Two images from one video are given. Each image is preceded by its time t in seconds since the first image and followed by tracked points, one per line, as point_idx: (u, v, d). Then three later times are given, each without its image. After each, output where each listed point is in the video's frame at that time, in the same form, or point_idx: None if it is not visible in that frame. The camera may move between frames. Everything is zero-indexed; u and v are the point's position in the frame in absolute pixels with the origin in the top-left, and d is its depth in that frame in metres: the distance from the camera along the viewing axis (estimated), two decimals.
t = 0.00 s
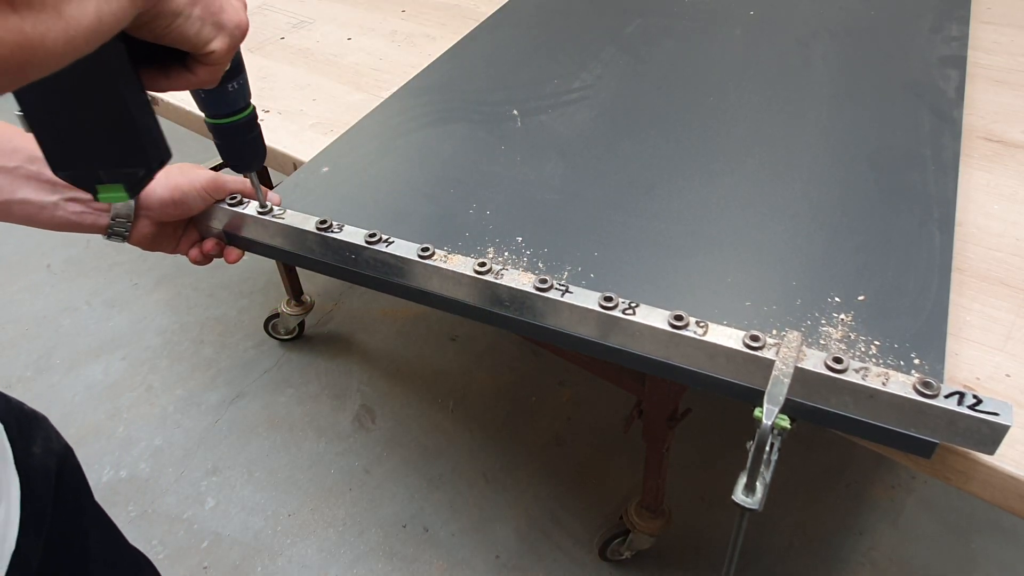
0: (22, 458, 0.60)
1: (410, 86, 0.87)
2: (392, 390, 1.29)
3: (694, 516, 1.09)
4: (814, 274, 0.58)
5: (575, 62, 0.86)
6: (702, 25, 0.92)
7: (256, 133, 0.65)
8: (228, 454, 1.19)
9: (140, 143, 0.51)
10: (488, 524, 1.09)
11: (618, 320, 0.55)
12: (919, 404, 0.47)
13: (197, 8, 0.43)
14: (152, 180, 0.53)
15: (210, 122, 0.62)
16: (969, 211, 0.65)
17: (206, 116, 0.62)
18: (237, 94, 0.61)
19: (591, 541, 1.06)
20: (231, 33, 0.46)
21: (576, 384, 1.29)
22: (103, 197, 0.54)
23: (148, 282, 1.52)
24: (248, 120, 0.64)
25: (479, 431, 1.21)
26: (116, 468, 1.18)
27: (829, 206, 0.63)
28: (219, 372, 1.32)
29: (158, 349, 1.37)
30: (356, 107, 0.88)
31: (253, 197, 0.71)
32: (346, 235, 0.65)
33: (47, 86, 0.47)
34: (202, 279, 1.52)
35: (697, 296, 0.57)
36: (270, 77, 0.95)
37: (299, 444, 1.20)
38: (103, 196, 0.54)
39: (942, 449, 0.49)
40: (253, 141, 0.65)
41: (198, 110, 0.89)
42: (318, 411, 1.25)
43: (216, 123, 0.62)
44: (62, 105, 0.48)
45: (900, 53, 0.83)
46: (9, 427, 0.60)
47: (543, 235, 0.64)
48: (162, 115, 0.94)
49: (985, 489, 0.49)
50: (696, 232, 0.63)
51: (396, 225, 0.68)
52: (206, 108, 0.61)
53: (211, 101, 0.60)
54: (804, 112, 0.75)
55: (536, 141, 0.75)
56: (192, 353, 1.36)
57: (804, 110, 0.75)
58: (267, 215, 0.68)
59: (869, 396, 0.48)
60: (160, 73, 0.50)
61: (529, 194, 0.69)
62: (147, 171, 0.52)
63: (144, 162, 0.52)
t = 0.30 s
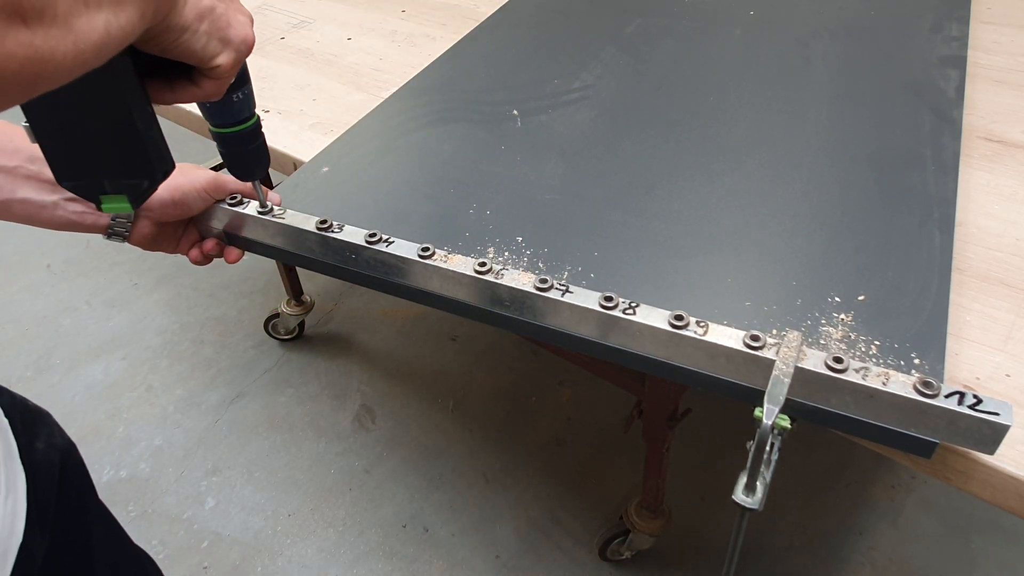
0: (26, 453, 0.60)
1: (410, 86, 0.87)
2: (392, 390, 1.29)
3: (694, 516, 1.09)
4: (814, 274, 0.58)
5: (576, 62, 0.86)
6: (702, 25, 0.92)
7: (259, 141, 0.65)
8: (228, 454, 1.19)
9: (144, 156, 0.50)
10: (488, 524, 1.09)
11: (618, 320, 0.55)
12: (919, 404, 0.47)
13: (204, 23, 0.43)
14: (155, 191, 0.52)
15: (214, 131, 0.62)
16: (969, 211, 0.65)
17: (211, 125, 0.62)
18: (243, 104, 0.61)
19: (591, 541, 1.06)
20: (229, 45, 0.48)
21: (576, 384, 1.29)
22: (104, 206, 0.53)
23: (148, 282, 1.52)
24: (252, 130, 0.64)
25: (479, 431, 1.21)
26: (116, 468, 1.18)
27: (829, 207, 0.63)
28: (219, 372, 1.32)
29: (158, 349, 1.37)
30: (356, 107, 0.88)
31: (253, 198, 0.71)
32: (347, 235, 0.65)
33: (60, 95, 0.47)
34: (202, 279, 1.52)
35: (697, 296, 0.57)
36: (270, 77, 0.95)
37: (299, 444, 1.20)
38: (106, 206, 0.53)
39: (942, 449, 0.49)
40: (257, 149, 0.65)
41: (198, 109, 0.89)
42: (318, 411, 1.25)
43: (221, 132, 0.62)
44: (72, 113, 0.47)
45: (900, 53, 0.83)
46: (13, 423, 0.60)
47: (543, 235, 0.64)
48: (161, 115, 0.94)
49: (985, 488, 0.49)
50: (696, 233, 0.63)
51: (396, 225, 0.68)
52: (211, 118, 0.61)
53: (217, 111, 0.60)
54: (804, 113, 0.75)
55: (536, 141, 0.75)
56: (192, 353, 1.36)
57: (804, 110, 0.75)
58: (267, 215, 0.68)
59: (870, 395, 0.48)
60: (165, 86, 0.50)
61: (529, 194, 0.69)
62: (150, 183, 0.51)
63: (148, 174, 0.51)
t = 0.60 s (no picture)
0: (22, 456, 0.60)
1: (410, 86, 0.87)
2: (392, 390, 1.29)
3: (694, 516, 1.09)
4: (814, 274, 0.58)
5: (575, 62, 0.86)
6: (703, 25, 0.92)
7: (269, 168, 0.63)
8: (228, 454, 1.19)
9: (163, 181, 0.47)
10: (488, 524, 1.09)
11: (618, 320, 0.55)
12: (921, 404, 0.47)
13: (217, 56, 0.42)
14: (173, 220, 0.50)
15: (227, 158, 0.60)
16: (969, 211, 0.65)
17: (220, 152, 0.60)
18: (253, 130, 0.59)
19: (591, 541, 1.06)
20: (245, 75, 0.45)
21: (576, 384, 1.29)
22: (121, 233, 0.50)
23: (148, 282, 1.52)
24: (261, 156, 0.62)
25: (479, 431, 1.21)
26: (116, 468, 1.18)
27: (830, 206, 0.64)
28: (219, 372, 1.32)
29: (158, 349, 1.37)
30: (356, 107, 0.88)
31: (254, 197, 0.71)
32: (347, 235, 0.65)
33: (85, 126, 0.42)
34: (202, 279, 1.52)
35: (698, 296, 0.57)
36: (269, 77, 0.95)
37: (299, 444, 1.20)
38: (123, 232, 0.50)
39: (943, 448, 0.49)
40: (267, 176, 0.63)
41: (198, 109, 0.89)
42: (318, 411, 1.25)
43: (232, 159, 0.60)
44: (96, 142, 0.43)
45: (900, 53, 0.83)
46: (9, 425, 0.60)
47: (543, 234, 0.64)
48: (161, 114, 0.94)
49: (985, 488, 0.49)
50: (697, 232, 0.63)
51: (397, 225, 0.68)
52: (222, 144, 0.59)
53: (227, 138, 0.58)
54: (804, 112, 0.75)
55: (536, 141, 0.75)
56: (192, 353, 1.36)
57: (804, 111, 0.75)
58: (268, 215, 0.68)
59: (871, 395, 0.48)
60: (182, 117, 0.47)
61: (529, 194, 0.69)
62: (168, 212, 0.49)
63: (165, 202, 0.48)
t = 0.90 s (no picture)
0: (19, 461, 0.59)
1: (410, 86, 0.87)
2: (392, 390, 1.29)
3: (694, 516, 1.09)
4: (814, 274, 0.58)
5: (575, 62, 0.86)
6: (703, 25, 0.92)
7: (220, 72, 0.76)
8: (228, 454, 1.19)
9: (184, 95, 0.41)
10: (488, 524, 1.09)
11: (619, 320, 0.55)
12: (922, 404, 0.47)
13: None
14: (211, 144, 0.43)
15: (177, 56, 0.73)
16: (970, 211, 0.65)
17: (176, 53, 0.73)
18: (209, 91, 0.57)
19: (591, 541, 1.06)
20: None
21: (576, 384, 1.29)
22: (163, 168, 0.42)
23: (147, 282, 1.52)
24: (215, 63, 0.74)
25: (479, 431, 1.21)
26: (116, 469, 1.18)
27: (830, 207, 0.64)
28: (219, 372, 1.32)
29: (158, 349, 1.37)
30: (356, 107, 0.88)
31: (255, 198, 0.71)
32: (348, 235, 0.64)
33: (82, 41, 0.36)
34: (202, 279, 1.52)
35: (699, 296, 0.57)
36: (269, 77, 0.95)
37: (299, 444, 1.20)
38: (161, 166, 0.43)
39: (943, 449, 0.49)
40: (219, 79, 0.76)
41: (198, 109, 0.89)
42: (318, 411, 1.25)
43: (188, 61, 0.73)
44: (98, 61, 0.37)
45: (900, 53, 0.83)
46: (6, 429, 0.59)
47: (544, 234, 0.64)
48: (162, 114, 0.94)
49: (985, 488, 0.49)
50: (698, 233, 0.63)
51: (397, 225, 0.68)
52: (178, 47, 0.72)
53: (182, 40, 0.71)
54: (805, 113, 0.75)
55: (537, 141, 0.75)
56: (192, 353, 1.36)
57: (805, 111, 0.75)
58: (268, 215, 0.68)
59: (872, 396, 0.48)
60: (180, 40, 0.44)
61: (530, 194, 0.69)
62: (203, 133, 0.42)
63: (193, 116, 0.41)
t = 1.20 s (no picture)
0: None
1: (410, 86, 0.87)
2: (392, 390, 1.29)
3: (694, 516, 1.09)
4: (813, 274, 0.58)
5: (575, 62, 0.86)
6: (703, 26, 0.92)
7: None
8: (228, 454, 1.19)
9: None
10: (488, 524, 1.09)
11: (618, 320, 0.55)
12: (922, 404, 0.47)
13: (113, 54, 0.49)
14: None
15: None
16: (970, 211, 0.65)
17: None
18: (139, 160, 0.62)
19: (591, 541, 1.06)
20: (134, 136, 0.53)
21: (576, 384, 1.29)
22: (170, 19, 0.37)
23: (147, 282, 1.52)
24: None
25: (479, 431, 1.21)
26: (116, 469, 1.18)
27: (830, 206, 0.64)
28: (219, 372, 1.32)
29: (158, 350, 1.37)
30: (356, 107, 0.88)
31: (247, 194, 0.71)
32: (348, 235, 0.64)
33: None
34: (202, 279, 1.52)
35: (698, 296, 0.57)
36: (269, 77, 0.95)
37: (299, 444, 1.20)
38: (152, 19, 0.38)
39: (943, 449, 0.49)
40: None
41: (198, 109, 0.89)
42: (318, 411, 1.25)
43: None
44: None
45: (900, 53, 0.83)
46: None
47: (543, 234, 0.64)
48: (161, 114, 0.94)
49: (985, 488, 0.49)
50: (698, 233, 0.63)
51: (397, 225, 0.68)
52: None
53: None
54: (804, 113, 0.75)
55: (537, 141, 0.75)
56: (192, 353, 1.36)
57: (804, 110, 0.75)
58: (267, 215, 0.68)
59: (871, 396, 0.48)
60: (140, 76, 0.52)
61: (529, 193, 0.69)
62: None
63: None
